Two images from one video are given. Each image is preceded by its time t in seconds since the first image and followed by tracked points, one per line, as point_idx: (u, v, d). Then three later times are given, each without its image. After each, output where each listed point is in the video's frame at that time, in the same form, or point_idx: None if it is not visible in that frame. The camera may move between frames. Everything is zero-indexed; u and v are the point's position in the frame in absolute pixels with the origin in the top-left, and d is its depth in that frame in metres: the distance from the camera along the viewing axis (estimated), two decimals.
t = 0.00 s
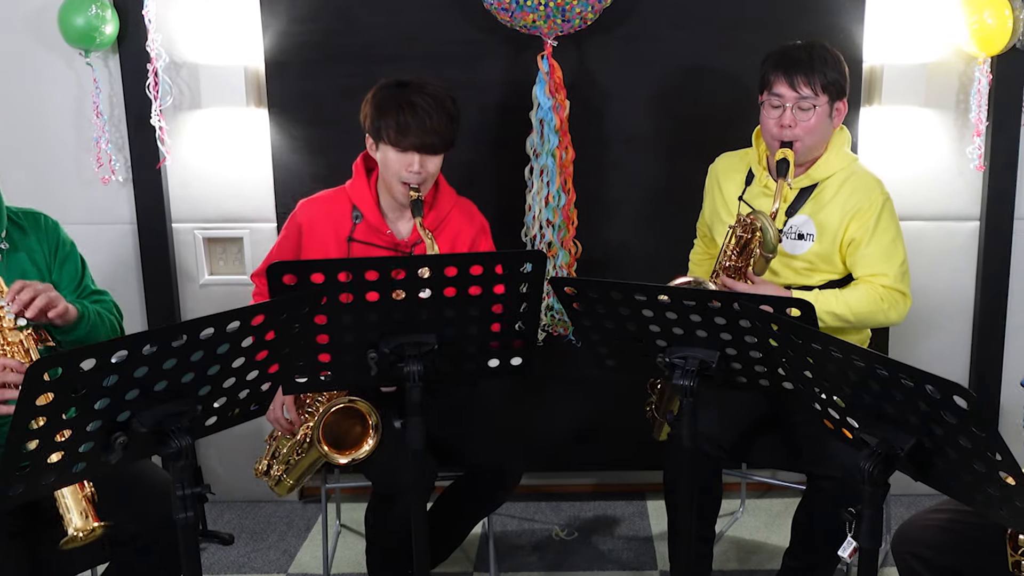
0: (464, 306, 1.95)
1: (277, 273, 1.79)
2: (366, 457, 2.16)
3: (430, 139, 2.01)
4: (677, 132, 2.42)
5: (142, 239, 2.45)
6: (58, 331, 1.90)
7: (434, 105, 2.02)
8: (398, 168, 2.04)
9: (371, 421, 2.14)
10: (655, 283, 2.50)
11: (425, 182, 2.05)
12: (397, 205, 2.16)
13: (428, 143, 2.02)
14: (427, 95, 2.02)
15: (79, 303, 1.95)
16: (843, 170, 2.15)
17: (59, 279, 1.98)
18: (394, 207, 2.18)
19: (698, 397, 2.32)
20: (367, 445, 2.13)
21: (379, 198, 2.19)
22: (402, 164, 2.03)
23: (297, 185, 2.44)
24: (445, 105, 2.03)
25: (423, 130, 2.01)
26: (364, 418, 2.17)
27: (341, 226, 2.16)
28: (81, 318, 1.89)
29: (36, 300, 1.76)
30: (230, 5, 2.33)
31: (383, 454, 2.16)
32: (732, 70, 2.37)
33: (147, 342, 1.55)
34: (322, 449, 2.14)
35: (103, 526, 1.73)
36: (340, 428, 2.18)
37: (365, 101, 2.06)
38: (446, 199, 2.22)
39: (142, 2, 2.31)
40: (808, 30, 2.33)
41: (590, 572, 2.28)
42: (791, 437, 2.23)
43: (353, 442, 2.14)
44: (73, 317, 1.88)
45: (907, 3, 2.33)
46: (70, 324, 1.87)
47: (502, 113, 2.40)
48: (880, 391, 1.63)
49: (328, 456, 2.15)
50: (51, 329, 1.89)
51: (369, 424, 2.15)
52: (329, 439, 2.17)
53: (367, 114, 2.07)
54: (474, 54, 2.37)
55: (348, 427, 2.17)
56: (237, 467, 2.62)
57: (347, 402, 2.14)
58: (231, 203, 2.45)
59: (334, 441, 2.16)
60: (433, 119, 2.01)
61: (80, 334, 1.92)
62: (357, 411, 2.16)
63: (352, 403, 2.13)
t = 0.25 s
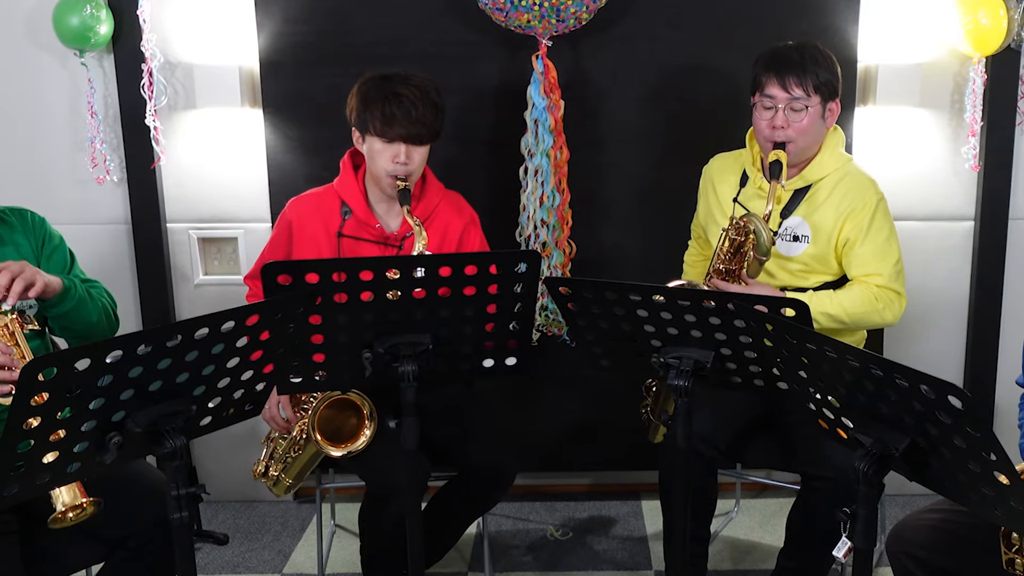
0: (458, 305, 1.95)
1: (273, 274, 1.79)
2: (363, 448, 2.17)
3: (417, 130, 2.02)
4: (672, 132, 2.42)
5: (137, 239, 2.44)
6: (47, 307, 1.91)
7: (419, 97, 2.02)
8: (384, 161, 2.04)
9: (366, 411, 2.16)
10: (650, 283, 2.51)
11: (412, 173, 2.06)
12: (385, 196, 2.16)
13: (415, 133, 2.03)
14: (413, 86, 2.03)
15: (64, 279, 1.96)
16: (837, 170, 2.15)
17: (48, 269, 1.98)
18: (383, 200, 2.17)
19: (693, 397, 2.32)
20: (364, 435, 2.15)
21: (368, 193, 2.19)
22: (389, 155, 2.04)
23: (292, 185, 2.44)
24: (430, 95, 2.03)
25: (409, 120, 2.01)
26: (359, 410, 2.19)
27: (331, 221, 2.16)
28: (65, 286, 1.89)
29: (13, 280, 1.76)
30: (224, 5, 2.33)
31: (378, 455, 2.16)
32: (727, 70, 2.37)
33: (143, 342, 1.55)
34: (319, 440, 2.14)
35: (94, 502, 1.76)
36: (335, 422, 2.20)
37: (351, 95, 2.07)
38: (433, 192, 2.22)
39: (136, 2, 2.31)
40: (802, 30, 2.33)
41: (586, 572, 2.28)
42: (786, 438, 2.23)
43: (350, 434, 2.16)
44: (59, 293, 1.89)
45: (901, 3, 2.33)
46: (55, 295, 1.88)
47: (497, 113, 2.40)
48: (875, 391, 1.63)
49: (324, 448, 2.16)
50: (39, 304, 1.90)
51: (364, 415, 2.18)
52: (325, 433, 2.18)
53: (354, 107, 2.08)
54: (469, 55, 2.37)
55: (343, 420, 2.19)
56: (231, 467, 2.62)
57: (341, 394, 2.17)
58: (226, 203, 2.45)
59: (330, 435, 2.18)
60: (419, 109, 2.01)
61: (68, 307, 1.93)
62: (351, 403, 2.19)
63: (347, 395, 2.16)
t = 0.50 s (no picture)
0: (453, 306, 1.95)
1: (267, 273, 1.79)
2: (355, 449, 2.15)
3: (399, 128, 2.03)
4: (666, 132, 2.42)
5: (132, 239, 2.44)
6: (37, 295, 1.91)
7: (401, 95, 2.03)
8: (367, 159, 2.05)
9: (358, 411, 2.14)
10: (644, 283, 2.51)
11: (396, 171, 2.06)
12: (370, 196, 2.16)
13: (398, 131, 2.03)
14: (394, 84, 2.04)
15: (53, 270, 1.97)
16: (833, 175, 2.15)
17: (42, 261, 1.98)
18: (368, 199, 2.18)
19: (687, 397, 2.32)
20: (356, 435, 2.12)
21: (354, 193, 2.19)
22: (372, 154, 2.05)
23: (286, 185, 2.44)
24: (412, 93, 2.04)
25: (392, 119, 2.02)
26: (351, 410, 2.17)
27: (317, 222, 2.17)
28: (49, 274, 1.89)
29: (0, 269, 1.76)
30: (218, 4, 2.33)
31: (372, 455, 2.16)
32: (721, 70, 2.37)
33: (137, 342, 1.55)
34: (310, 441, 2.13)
35: (86, 486, 1.82)
36: (328, 422, 2.18)
37: (333, 96, 2.07)
38: (420, 190, 2.22)
39: (131, 2, 2.31)
40: (796, 30, 2.33)
41: (580, 572, 2.28)
42: (780, 438, 2.23)
43: (342, 434, 2.14)
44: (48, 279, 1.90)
45: (895, 3, 2.33)
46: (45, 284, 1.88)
47: (492, 113, 2.40)
48: (869, 391, 1.63)
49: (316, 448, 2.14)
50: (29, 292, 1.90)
51: (356, 414, 2.15)
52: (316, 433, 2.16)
53: (336, 107, 2.08)
54: (463, 55, 2.37)
55: (336, 420, 2.17)
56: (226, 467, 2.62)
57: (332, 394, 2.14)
58: (221, 203, 2.45)
59: (323, 435, 2.16)
60: (402, 107, 2.03)
61: (58, 298, 1.93)
62: (343, 403, 2.16)
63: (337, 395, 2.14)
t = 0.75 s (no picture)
0: (448, 306, 1.95)
1: (263, 273, 1.79)
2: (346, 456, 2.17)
3: (385, 131, 2.03)
4: (661, 132, 2.42)
5: (126, 239, 2.44)
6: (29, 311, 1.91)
7: (386, 98, 2.03)
8: (356, 164, 2.05)
9: (350, 419, 2.16)
10: (639, 283, 2.51)
11: (383, 176, 2.07)
12: (359, 200, 2.17)
13: (383, 136, 2.03)
14: (378, 88, 2.03)
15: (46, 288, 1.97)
16: (827, 171, 2.15)
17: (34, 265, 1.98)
18: (357, 205, 2.18)
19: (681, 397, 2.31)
20: (347, 443, 2.15)
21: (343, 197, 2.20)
22: (360, 159, 2.05)
23: (281, 185, 2.44)
24: (397, 96, 2.04)
25: (377, 122, 2.02)
26: (343, 417, 2.19)
27: (307, 227, 2.16)
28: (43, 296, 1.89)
29: None
30: (212, 4, 2.33)
31: (366, 455, 2.16)
32: (716, 70, 2.37)
33: (132, 342, 1.55)
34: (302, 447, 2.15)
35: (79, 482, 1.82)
36: (319, 429, 2.19)
37: (318, 99, 2.07)
38: (409, 194, 2.21)
39: (125, 2, 2.31)
40: (791, 30, 2.34)
41: (575, 572, 2.28)
42: (775, 438, 2.24)
43: (334, 442, 2.16)
44: (42, 303, 1.89)
45: (890, 3, 2.33)
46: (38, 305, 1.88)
47: (486, 113, 2.40)
48: (864, 391, 1.63)
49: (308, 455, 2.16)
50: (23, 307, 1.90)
51: (348, 422, 2.17)
52: (309, 439, 2.18)
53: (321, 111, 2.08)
54: (458, 55, 2.37)
55: (327, 427, 2.19)
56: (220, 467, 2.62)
57: (324, 402, 2.15)
58: (215, 203, 2.45)
59: (315, 442, 2.18)
60: (386, 111, 2.02)
61: (50, 320, 1.94)
62: (334, 410, 2.18)
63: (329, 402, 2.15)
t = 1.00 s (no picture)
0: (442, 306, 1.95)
1: (257, 273, 1.79)
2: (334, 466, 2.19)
3: (378, 141, 2.03)
4: (655, 132, 2.42)
5: (121, 239, 2.44)
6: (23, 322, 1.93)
7: (379, 108, 2.03)
8: (349, 174, 2.05)
9: (339, 430, 2.17)
10: (633, 283, 2.51)
11: (377, 186, 2.06)
12: (352, 208, 2.17)
13: (376, 146, 2.03)
14: (371, 97, 2.03)
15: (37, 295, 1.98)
16: (822, 177, 2.15)
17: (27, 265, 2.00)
18: (350, 212, 2.18)
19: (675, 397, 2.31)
20: (334, 455, 2.16)
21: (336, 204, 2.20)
22: (353, 169, 2.05)
23: (275, 184, 2.44)
24: (391, 106, 2.04)
25: (370, 132, 2.02)
26: (333, 427, 2.21)
27: (300, 233, 2.16)
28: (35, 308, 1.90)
29: None
30: (207, 5, 2.33)
31: (361, 455, 2.16)
32: (710, 70, 2.37)
33: (126, 342, 1.55)
34: (292, 455, 2.17)
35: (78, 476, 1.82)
36: (309, 436, 2.21)
37: (311, 108, 2.07)
38: (403, 202, 2.22)
39: (120, 2, 2.31)
40: (785, 30, 2.34)
41: (570, 572, 2.28)
42: (770, 438, 2.24)
43: (322, 451, 2.17)
44: (34, 309, 1.91)
45: (884, 4, 2.33)
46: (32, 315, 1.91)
47: (481, 113, 2.40)
48: (858, 391, 1.63)
49: (297, 464, 2.18)
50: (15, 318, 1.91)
51: (338, 433, 2.19)
52: (298, 447, 2.20)
53: (314, 119, 2.08)
54: (452, 54, 2.37)
55: (316, 436, 2.20)
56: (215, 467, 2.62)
57: (315, 411, 2.17)
58: (210, 203, 2.45)
59: (303, 449, 2.20)
60: (379, 121, 2.02)
61: (43, 328, 1.96)
62: (325, 419, 2.19)
63: (320, 412, 2.17)
